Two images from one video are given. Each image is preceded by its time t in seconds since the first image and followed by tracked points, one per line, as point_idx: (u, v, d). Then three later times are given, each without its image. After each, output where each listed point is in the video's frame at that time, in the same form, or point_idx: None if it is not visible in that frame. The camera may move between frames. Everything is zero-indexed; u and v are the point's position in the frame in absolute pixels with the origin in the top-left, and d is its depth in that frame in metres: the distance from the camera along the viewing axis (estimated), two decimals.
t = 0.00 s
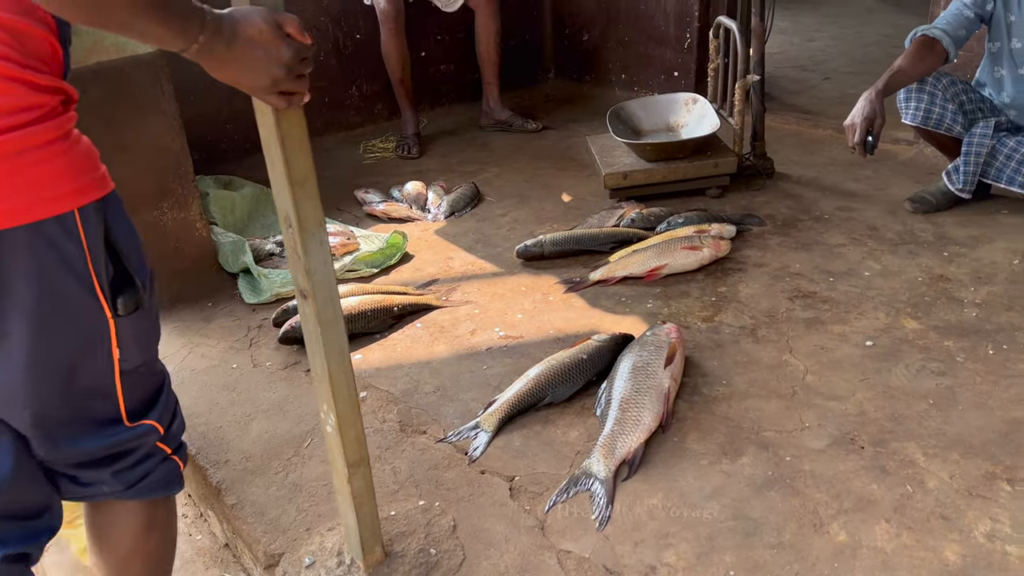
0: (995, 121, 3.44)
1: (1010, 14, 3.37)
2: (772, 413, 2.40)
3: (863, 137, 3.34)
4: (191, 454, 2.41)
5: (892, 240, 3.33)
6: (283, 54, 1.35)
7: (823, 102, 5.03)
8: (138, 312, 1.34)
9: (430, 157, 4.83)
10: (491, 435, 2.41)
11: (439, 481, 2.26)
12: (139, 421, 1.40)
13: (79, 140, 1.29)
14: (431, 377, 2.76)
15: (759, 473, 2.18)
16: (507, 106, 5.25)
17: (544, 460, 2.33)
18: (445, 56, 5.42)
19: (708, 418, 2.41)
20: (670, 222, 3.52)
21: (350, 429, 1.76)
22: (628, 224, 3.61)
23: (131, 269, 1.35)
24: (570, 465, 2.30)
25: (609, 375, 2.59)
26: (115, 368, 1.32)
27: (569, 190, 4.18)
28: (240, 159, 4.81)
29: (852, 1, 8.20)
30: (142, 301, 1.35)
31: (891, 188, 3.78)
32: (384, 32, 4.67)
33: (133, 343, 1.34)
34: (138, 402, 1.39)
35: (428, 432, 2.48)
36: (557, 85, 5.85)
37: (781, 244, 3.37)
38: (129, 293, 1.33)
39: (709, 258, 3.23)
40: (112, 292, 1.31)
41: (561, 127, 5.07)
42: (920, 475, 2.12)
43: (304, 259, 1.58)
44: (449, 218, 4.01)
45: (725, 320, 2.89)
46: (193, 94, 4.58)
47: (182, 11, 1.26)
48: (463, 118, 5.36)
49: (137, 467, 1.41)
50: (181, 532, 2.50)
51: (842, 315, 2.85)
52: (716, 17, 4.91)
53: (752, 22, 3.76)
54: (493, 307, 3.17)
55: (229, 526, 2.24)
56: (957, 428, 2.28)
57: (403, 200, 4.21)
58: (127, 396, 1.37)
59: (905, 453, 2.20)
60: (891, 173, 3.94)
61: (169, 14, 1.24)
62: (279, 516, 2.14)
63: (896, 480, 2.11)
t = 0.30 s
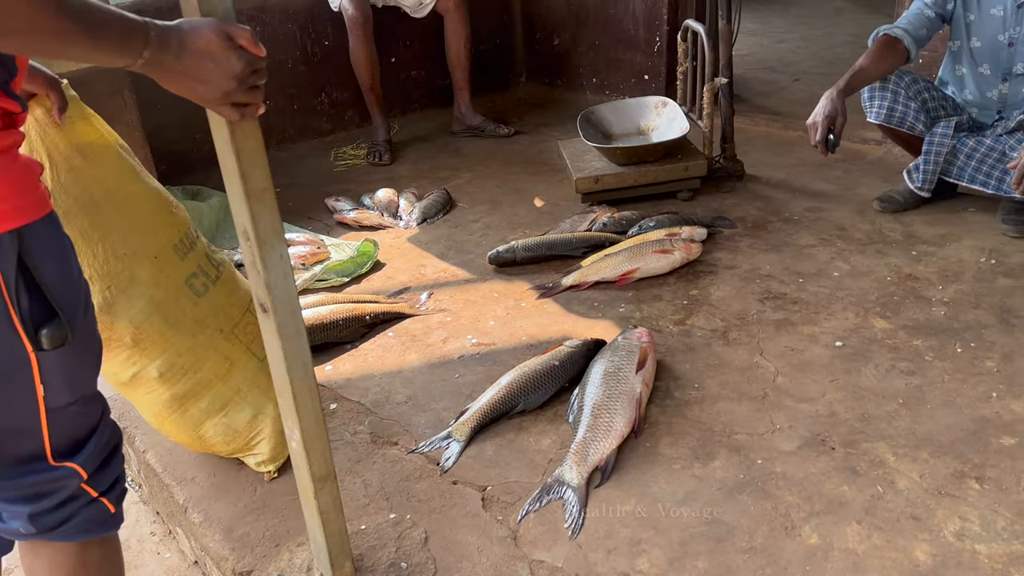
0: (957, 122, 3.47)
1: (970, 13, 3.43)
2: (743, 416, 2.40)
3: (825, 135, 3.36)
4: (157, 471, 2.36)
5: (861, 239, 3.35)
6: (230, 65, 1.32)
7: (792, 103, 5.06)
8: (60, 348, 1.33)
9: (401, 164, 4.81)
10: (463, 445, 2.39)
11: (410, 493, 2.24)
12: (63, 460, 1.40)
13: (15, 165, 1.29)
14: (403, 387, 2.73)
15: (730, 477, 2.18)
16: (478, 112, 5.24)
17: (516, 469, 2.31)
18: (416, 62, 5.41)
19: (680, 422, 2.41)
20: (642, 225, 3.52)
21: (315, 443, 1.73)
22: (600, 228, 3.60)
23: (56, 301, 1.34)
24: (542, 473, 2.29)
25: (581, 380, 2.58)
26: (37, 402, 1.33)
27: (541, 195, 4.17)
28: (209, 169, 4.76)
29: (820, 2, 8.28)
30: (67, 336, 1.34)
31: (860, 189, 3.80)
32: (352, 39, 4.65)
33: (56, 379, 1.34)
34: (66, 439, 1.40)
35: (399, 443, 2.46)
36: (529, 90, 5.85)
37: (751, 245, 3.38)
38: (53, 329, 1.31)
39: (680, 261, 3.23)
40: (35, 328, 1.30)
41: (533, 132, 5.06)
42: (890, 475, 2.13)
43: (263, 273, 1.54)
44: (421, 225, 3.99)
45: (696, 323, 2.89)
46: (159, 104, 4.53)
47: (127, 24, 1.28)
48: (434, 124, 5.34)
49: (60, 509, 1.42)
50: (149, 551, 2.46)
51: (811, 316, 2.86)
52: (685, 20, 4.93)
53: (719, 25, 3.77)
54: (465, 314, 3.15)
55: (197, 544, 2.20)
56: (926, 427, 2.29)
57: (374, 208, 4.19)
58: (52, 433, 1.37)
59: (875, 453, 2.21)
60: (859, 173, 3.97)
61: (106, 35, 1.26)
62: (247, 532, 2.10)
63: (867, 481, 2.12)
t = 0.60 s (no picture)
0: (935, 122, 3.49)
1: (945, 15, 3.46)
2: (730, 420, 2.40)
3: (802, 136, 3.38)
4: (140, 486, 2.33)
5: (843, 242, 3.37)
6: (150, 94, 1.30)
7: (773, 105, 5.09)
8: (24, 343, 1.37)
9: (384, 170, 4.79)
10: (450, 455, 2.37)
11: (397, 504, 2.22)
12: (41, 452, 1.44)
13: None
14: (388, 397, 2.71)
15: (717, 483, 2.18)
16: (461, 117, 5.23)
17: (503, 478, 2.30)
18: (397, 68, 5.39)
19: (667, 428, 2.40)
20: (626, 230, 3.52)
21: (300, 457, 1.71)
22: (584, 233, 3.60)
23: (21, 300, 1.38)
24: (530, 482, 2.28)
25: (567, 388, 2.57)
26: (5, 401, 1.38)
27: (524, 201, 4.16)
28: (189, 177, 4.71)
29: (799, 4, 8.34)
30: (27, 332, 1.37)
31: (842, 191, 3.82)
32: (333, 46, 4.63)
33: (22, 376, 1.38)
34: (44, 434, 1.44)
35: (385, 453, 2.44)
36: (511, 95, 5.85)
37: (734, 249, 3.39)
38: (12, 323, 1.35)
39: (664, 266, 3.23)
40: None
41: (516, 136, 5.06)
42: (876, 478, 2.14)
43: (244, 286, 1.52)
44: (405, 232, 3.97)
45: (681, 327, 2.89)
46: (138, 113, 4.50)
47: (59, 41, 1.27)
48: (417, 130, 5.33)
49: (49, 501, 1.47)
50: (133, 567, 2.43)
51: (796, 319, 2.87)
52: (665, 25, 4.95)
53: (700, 30, 3.79)
54: (450, 322, 3.14)
55: (181, 560, 2.17)
56: (911, 429, 2.30)
57: (358, 215, 4.16)
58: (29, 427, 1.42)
59: (861, 457, 2.22)
60: (841, 175, 3.99)
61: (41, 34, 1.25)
62: (232, 547, 2.08)
63: (853, 484, 2.12)
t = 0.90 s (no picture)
0: (921, 121, 3.52)
1: (930, 15, 3.50)
2: (720, 417, 2.42)
3: (791, 136, 3.40)
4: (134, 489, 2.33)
5: (831, 240, 3.39)
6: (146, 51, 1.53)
7: (762, 105, 5.12)
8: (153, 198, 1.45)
9: (375, 172, 4.80)
10: (443, 454, 2.38)
11: (391, 504, 2.23)
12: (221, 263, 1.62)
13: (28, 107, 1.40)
14: (382, 397, 2.72)
15: (709, 480, 2.19)
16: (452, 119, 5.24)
17: (497, 477, 2.31)
18: (387, 70, 5.40)
19: (658, 426, 2.42)
20: (617, 230, 3.54)
21: (295, 455, 1.71)
22: (575, 233, 3.62)
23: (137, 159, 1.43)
24: (523, 481, 2.29)
25: (559, 387, 2.59)
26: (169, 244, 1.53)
27: (515, 202, 4.18)
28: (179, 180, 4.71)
29: (787, 5, 8.39)
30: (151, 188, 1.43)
31: (830, 190, 3.85)
32: (323, 48, 4.63)
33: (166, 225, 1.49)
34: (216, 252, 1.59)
35: (379, 453, 2.45)
36: (502, 96, 5.87)
37: (724, 248, 3.41)
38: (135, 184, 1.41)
39: (654, 265, 3.25)
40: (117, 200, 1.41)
41: (507, 138, 5.07)
42: (865, 473, 2.16)
43: (239, 286, 1.53)
44: (396, 233, 3.98)
45: (672, 326, 2.91)
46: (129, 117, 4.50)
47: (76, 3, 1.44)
48: (408, 132, 5.34)
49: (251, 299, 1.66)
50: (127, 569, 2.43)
51: (785, 317, 2.89)
52: (654, 26, 4.97)
53: (689, 30, 3.81)
54: (443, 322, 3.15)
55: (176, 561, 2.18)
56: (900, 425, 2.32)
57: (349, 216, 4.17)
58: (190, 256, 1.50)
59: (851, 452, 2.24)
60: (829, 174, 4.02)
61: None
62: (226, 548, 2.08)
63: (843, 480, 2.14)
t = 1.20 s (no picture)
0: (916, 123, 3.51)
1: (925, 17, 3.49)
2: (714, 420, 2.41)
3: (786, 137, 3.39)
4: (122, 494, 2.31)
5: (826, 242, 3.38)
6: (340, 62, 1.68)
7: (756, 107, 5.12)
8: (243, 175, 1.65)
9: (369, 173, 4.78)
10: (435, 458, 2.36)
11: (383, 509, 2.21)
12: (297, 235, 1.84)
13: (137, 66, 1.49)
14: (374, 400, 2.71)
15: (703, 484, 2.18)
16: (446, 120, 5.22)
17: (490, 481, 2.29)
18: (382, 71, 5.38)
19: (652, 430, 2.40)
20: (611, 232, 3.53)
21: (282, 460, 1.70)
22: (569, 236, 3.61)
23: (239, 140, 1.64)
24: (516, 485, 2.27)
25: (553, 390, 2.57)
26: (255, 216, 1.72)
27: (510, 204, 4.16)
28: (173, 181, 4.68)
29: (782, 7, 8.38)
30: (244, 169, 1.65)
31: (825, 192, 3.84)
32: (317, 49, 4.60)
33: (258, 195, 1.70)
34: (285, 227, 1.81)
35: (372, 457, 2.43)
36: (497, 97, 5.85)
37: (719, 250, 3.40)
38: (235, 160, 1.62)
39: (649, 267, 3.24)
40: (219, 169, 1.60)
41: (501, 139, 5.06)
42: (859, 477, 2.15)
43: (224, 290, 1.51)
44: (390, 235, 3.96)
45: (666, 329, 2.90)
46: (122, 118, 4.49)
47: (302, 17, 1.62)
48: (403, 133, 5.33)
49: (313, 267, 1.89)
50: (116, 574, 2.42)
51: (779, 320, 2.88)
52: (649, 27, 4.96)
53: (683, 32, 3.79)
54: (436, 325, 3.13)
55: (165, 567, 2.16)
56: (895, 428, 2.31)
57: (343, 218, 4.16)
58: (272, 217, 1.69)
59: (845, 456, 2.23)
60: (824, 176, 4.02)
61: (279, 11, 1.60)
62: (215, 554, 2.06)
63: (837, 483, 2.13)
